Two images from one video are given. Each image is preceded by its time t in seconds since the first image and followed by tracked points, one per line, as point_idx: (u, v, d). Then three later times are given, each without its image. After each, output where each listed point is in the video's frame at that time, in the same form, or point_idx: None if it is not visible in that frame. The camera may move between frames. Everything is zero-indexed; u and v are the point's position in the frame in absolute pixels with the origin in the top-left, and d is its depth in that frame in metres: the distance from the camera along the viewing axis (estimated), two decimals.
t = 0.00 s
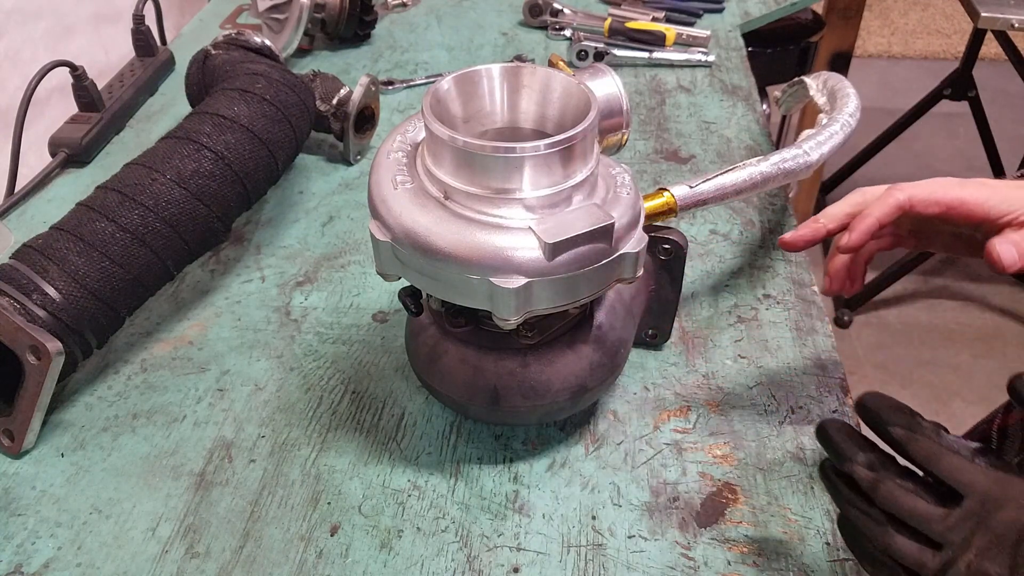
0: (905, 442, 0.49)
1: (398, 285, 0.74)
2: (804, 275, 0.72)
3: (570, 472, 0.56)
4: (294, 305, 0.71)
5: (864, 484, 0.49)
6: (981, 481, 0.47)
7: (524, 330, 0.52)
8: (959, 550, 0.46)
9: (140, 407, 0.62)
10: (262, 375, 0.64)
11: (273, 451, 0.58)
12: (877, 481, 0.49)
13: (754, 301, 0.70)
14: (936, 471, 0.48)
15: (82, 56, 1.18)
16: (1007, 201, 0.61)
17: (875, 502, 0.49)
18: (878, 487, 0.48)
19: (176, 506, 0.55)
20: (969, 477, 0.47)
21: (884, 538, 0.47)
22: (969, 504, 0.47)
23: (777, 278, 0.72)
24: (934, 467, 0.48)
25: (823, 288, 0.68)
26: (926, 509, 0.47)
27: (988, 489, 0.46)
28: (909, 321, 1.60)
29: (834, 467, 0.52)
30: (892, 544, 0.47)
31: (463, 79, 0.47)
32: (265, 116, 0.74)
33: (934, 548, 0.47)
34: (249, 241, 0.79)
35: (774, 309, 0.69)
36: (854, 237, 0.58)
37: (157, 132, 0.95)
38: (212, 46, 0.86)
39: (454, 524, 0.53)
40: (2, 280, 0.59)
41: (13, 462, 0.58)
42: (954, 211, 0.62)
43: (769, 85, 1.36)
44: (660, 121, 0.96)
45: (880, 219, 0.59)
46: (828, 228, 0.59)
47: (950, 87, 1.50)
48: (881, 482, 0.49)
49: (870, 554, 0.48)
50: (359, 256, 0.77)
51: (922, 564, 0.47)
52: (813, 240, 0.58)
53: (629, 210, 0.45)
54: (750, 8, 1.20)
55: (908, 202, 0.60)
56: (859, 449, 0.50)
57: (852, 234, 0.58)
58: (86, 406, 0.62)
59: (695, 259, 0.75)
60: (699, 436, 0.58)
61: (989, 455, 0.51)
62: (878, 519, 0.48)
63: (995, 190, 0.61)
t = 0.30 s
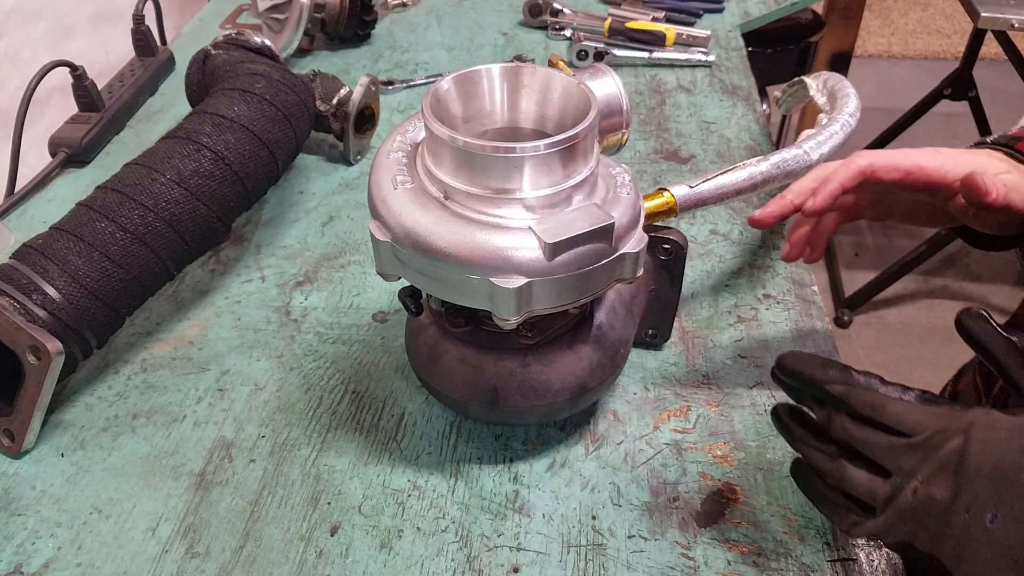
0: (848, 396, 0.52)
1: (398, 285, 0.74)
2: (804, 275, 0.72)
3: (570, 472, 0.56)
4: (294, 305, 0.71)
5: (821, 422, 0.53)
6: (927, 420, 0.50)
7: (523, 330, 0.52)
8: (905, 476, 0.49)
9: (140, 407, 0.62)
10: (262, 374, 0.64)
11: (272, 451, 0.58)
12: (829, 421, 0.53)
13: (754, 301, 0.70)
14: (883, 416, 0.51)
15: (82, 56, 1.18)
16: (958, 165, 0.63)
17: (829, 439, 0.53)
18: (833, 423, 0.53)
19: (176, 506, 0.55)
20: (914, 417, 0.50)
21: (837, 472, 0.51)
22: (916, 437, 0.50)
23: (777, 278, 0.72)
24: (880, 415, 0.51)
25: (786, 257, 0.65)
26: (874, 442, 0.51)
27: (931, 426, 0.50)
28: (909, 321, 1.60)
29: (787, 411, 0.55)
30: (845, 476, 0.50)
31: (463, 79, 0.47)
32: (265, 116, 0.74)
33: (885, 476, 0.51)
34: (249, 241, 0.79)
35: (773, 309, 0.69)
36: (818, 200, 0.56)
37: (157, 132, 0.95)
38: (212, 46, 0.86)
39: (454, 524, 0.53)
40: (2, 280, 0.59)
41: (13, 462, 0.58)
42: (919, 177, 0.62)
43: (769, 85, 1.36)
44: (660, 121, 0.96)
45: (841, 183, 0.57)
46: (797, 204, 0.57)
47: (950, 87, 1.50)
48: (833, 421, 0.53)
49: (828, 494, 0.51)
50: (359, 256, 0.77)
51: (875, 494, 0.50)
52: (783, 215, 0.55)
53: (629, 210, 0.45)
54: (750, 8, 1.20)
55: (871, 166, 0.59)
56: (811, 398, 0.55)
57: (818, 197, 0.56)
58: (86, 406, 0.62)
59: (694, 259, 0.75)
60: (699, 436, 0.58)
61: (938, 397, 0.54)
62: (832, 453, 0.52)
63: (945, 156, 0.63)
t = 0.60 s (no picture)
0: (826, 336, 0.55)
1: (398, 285, 0.74)
2: (804, 275, 0.72)
3: (570, 472, 0.56)
4: (294, 305, 0.71)
5: (790, 385, 0.54)
6: (900, 363, 0.51)
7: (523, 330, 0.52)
8: (883, 429, 0.50)
9: (140, 407, 0.62)
10: (262, 375, 0.64)
11: (272, 452, 0.58)
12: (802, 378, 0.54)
13: (754, 301, 0.70)
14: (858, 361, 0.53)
15: (82, 56, 1.18)
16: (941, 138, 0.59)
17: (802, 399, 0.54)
18: (804, 383, 0.54)
19: (175, 506, 0.55)
20: (889, 360, 0.52)
21: (813, 429, 0.52)
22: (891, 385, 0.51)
23: (777, 278, 0.72)
24: (857, 356, 0.53)
25: (761, 236, 0.66)
26: (850, 396, 0.52)
27: (904, 370, 0.51)
28: (910, 321, 1.60)
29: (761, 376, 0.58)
30: (821, 434, 0.52)
31: (463, 78, 0.47)
32: (265, 116, 0.74)
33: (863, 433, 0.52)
34: (249, 241, 0.79)
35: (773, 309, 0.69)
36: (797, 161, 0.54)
37: (157, 132, 0.95)
38: (211, 46, 0.86)
39: (454, 524, 0.53)
40: (2, 280, 0.59)
41: (13, 462, 0.58)
42: (905, 152, 0.58)
43: (769, 84, 1.35)
44: (660, 121, 0.96)
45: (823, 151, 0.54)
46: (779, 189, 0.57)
47: (950, 87, 1.50)
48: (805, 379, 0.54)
49: (805, 453, 0.52)
50: (359, 256, 0.77)
51: (851, 448, 0.51)
52: (767, 194, 0.55)
53: (629, 210, 0.45)
54: (750, 8, 1.20)
55: (849, 135, 0.56)
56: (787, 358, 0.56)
57: (796, 160, 0.54)
58: (86, 406, 0.62)
59: (694, 259, 0.75)
60: (699, 436, 0.58)
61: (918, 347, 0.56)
62: (806, 412, 0.54)
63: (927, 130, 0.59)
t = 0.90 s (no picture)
0: (817, 336, 0.55)
1: (398, 285, 0.74)
2: (804, 275, 0.72)
3: (569, 472, 0.56)
4: (294, 305, 0.71)
5: (782, 380, 0.54)
6: (890, 357, 0.51)
7: (524, 330, 0.52)
8: (875, 425, 0.49)
9: (140, 407, 0.62)
10: (262, 375, 0.64)
11: (272, 451, 0.58)
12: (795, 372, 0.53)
13: (753, 301, 0.70)
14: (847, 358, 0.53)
15: (82, 56, 1.18)
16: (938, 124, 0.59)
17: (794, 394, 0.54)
18: (796, 377, 0.53)
19: (176, 506, 0.55)
20: (880, 356, 0.51)
21: (805, 425, 0.52)
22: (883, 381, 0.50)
23: (777, 278, 0.72)
24: (846, 354, 0.53)
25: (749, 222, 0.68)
26: (841, 390, 0.51)
27: (895, 363, 0.50)
28: (909, 321, 1.60)
29: (752, 370, 0.57)
30: (814, 429, 0.52)
31: (463, 78, 0.47)
32: (265, 116, 0.74)
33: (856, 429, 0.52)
34: (249, 241, 0.80)
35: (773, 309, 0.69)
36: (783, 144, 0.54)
37: (157, 132, 0.95)
38: (211, 46, 0.86)
39: (454, 524, 0.53)
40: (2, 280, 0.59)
41: (13, 462, 0.58)
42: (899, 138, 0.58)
43: (769, 85, 1.35)
44: (660, 121, 0.96)
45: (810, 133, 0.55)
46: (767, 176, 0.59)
47: (950, 87, 1.50)
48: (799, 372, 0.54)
49: (799, 449, 0.53)
50: (359, 256, 0.77)
51: (843, 445, 0.51)
52: (754, 181, 0.57)
53: (629, 210, 0.45)
54: (750, 8, 1.20)
55: (840, 118, 0.57)
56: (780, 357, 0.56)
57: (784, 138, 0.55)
58: (86, 406, 0.62)
59: (694, 259, 0.75)
60: (699, 436, 0.58)
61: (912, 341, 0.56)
62: (798, 408, 0.53)
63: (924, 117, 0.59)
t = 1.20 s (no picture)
0: (810, 357, 0.53)
1: (398, 285, 0.74)
2: (804, 275, 0.72)
3: (569, 472, 0.56)
4: (294, 305, 0.72)
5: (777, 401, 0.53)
6: (887, 381, 0.50)
7: (524, 330, 0.52)
8: (869, 447, 0.49)
9: (140, 407, 0.62)
10: (262, 375, 0.64)
11: (273, 451, 0.58)
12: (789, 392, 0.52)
13: (753, 301, 0.70)
14: (843, 380, 0.51)
15: (82, 56, 1.18)
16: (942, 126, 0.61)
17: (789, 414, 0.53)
18: (791, 399, 0.52)
19: (175, 505, 0.55)
20: (874, 377, 0.51)
21: (801, 447, 0.51)
22: (878, 402, 0.50)
23: (777, 278, 0.72)
24: (842, 376, 0.52)
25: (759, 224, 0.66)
26: (838, 413, 0.50)
27: (891, 387, 0.50)
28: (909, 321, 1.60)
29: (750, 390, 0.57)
30: (808, 452, 0.51)
31: (463, 78, 0.47)
32: (265, 116, 0.74)
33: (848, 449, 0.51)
34: (249, 241, 0.79)
35: (773, 309, 0.69)
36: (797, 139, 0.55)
37: (157, 132, 0.95)
38: (212, 46, 0.86)
39: (454, 524, 0.53)
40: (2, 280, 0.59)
41: (13, 462, 0.58)
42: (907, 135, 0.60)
43: (769, 85, 1.35)
44: (660, 121, 0.96)
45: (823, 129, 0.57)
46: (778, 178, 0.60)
47: (950, 87, 1.50)
48: (792, 393, 0.52)
49: (795, 472, 0.52)
50: (359, 256, 0.77)
51: (838, 468, 0.50)
52: (764, 182, 0.57)
53: (629, 210, 0.45)
54: (750, 8, 1.20)
55: (851, 115, 0.58)
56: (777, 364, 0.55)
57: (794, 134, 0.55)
58: (86, 406, 0.62)
59: (694, 259, 0.75)
60: (699, 436, 0.58)
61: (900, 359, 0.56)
62: (793, 428, 0.53)
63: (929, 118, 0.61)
